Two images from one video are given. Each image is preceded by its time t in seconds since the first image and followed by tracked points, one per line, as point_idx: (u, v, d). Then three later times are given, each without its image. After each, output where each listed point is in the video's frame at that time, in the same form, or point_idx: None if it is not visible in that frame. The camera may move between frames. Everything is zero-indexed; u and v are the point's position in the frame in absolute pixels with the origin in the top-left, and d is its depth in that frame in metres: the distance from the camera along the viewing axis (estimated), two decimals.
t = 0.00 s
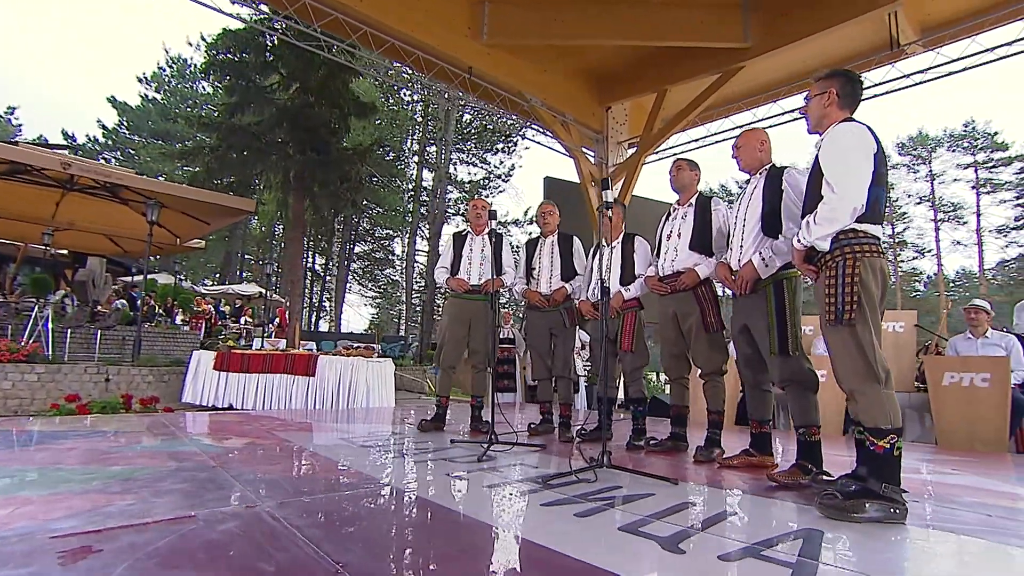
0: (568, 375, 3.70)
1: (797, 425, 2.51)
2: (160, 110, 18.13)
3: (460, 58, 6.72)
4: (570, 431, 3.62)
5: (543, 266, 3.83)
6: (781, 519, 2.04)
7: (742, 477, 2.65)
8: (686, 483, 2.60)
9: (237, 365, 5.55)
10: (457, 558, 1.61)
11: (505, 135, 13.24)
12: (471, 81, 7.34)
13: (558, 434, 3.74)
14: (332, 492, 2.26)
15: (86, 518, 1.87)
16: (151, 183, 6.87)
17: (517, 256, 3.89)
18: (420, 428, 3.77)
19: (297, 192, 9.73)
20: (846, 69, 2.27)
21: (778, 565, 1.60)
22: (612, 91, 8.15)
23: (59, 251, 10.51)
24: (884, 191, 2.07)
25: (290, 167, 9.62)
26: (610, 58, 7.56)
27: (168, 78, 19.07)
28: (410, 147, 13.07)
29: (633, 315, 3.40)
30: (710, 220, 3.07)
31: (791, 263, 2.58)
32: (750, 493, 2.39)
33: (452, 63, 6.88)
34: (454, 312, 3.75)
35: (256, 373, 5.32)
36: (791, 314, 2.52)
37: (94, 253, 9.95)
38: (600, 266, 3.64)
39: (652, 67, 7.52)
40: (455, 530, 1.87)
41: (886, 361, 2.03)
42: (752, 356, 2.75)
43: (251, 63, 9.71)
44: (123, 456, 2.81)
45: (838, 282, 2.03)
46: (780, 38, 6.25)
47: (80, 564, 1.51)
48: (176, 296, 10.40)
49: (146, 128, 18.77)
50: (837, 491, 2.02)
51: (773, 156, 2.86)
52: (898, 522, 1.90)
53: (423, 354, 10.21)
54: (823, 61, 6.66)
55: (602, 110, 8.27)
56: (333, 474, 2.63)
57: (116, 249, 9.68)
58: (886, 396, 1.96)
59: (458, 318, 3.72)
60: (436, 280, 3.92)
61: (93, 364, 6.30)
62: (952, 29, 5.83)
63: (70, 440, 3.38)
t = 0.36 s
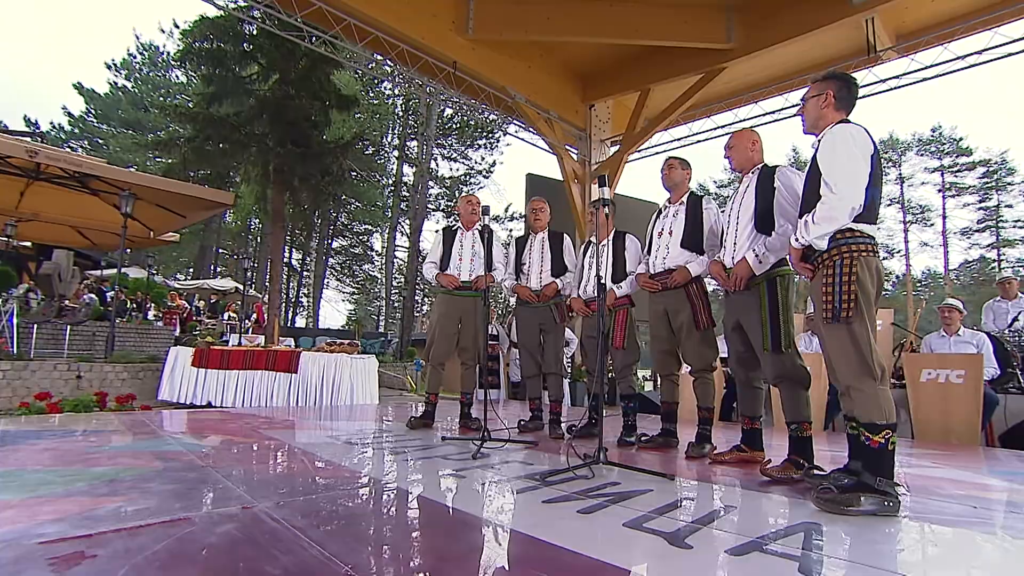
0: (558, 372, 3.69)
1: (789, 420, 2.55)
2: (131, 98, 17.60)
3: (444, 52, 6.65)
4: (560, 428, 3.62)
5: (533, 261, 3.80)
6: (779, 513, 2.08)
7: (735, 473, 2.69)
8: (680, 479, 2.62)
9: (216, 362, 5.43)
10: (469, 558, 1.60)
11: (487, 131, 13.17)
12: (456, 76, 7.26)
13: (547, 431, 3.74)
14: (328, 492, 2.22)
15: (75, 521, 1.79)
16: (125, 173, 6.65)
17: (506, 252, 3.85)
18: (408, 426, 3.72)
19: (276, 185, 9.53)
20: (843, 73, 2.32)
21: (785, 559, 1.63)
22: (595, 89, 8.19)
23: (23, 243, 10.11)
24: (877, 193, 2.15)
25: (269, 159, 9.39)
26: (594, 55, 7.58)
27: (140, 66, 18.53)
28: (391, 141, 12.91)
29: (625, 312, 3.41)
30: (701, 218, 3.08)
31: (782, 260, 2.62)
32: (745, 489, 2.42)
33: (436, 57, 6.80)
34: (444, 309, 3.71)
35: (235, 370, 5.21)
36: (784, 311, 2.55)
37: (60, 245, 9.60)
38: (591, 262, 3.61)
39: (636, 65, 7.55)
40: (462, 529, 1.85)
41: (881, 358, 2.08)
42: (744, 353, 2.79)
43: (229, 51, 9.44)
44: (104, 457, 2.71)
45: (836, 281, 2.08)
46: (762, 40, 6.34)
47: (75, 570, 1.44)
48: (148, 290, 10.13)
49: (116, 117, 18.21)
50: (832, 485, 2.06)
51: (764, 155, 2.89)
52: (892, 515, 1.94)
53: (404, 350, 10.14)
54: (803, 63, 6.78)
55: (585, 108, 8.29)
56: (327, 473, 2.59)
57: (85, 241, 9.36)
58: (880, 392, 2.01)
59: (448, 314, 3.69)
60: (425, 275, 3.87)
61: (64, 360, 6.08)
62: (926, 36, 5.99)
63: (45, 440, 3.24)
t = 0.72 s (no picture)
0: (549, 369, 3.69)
1: (780, 416, 2.60)
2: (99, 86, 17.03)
3: (429, 46, 6.60)
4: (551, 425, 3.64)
5: (523, 258, 3.78)
6: (777, 508, 2.12)
7: (727, 468, 2.74)
8: (674, 474, 2.66)
9: (196, 358, 5.33)
10: (483, 556, 1.60)
11: (468, 127, 13.07)
12: (441, 71, 7.20)
13: (538, 428, 3.74)
14: (327, 491, 2.19)
15: (67, 522, 1.73)
16: (101, 165, 6.47)
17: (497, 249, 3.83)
18: (398, 423, 3.70)
19: (255, 179, 9.32)
20: (837, 76, 2.37)
21: (791, 553, 1.67)
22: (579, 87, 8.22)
23: None
24: (871, 194, 2.20)
25: (247, 151, 9.16)
26: (578, 53, 7.60)
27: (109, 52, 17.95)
28: (370, 136, 12.74)
29: (616, 309, 3.42)
30: (693, 216, 3.11)
31: (773, 259, 2.65)
32: (739, 484, 2.47)
33: (420, 51, 6.75)
34: (435, 305, 3.70)
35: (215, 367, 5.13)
36: (776, 309, 2.59)
37: (27, 238, 9.27)
38: (581, 260, 3.59)
39: (620, 64, 7.59)
40: (471, 528, 1.85)
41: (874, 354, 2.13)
42: (735, 350, 2.82)
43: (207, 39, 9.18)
44: (87, 457, 2.62)
45: (831, 280, 2.13)
46: (746, 41, 6.43)
47: None
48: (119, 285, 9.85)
49: (84, 106, 17.61)
50: (827, 478, 2.11)
51: (756, 156, 2.92)
52: (884, 508, 2.00)
53: (384, 346, 10.05)
54: (784, 66, 6.91)
55: (569, 105, 8.32)
56: (320, 472, 2.55)
57: (52, 233, 9.06)
58: (874, 389, 2.06)
59: (440, 311, 3.68)
60: (415, 272, 3.84)
61: (34, 357, 5.89)
62: (901, 42, 6.15)
63: (22, 441, 3.13)
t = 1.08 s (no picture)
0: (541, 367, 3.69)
1: (772, 413, 2.65)
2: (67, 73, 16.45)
3: (415, 41, 6.55)
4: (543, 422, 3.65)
5: (515, 256, 3.75)
6: (774, 503, 2.18)
7: (721, 463, 2.78)
8: (670, 471, 2.70)
9: (176, 355, 5.23)
10: (496, 554, 1.60)
11: (451, 123, 13.00)
12: (426, 66, 7.15)
13: (529, 425, 3.75)
14: (328, 491, 2.17)
15: (64, 523, 1.67)
16: (74, 155, 6.29)
17: (488, 246, 3.81)
18: (389, 421, 3.67)
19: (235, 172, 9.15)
20: (831, 81, 2.43)
21: (796, 547, 1.72)
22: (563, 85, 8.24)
23: None
24: (864, 197, 2.27)
25: (228, 145, 8.98)
26: (564, 51, 7.62)
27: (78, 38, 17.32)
28: (352, 130, 12.57)
29: (608, 308, 3.43)
30: (686, 216, 3.14)
31: (766, 260, 2.69)
32: (733, 480, 2.51)
33: (407, 45, 6.69)
34: (426, 302, 3.68)
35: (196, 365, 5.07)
36: (768, 308, 2.63)
37: None
38: (573, 258, 3.58)
39: (606, 63, 7.63)
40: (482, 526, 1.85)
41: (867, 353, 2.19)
42: (727, 348, 2.86)
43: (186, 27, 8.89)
44: (72, 458, 2.55)
45: (827, 280, 2.18)
46: (730, 41, 6.51)
47: None
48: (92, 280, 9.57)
49: (51, 94, 17.01)
50: (822, 473, 2.16)
51: (750, 157, 2.97)
52: (878, 501, 2.06)
53: (366, 343, 9.96)
54: (767, 69, 7.03)
55: (554, 103, 8.33)
56: (318, 471, 2.52)
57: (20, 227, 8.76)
58: (868, 386, 2.12)
59: (432, 308, 3.65)
60: (406, 268, 3.81)
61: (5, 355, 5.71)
62: (879, 48, 6.30)
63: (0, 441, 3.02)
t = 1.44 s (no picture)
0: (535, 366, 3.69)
1: (768, 410, 2.70)
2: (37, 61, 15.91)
3: (404, 36, 6.49)
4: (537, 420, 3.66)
5: (510, 254, 3.74)
6: (774, 499, 2.23)
7: (717, 460, 2.83)
8: (668, 467, 2.73)
9: (160, 353, 5.13)
10: (511, 553, 1.61)
11: (436, 119, 12.89)
12: (414, 62, 7.10)
13: (523, 423, 3.76)
14: (332, 491, 2.15)
15: (68, 524, 1.63)
16: (49, 146, 6.10)
17: (483, 245, 3.80)
18: (383, 420, 3.65)
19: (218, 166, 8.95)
20: (827, 85, 2.46)
21: (802, 541, 1.76)
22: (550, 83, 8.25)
23: None
24: (860, 199, 2.32)
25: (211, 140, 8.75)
26: (551, 50, 7.63)
27: (48, 24, 16.75)
28: (335, 126, 12.38)
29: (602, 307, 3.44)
30: (681, 217, 3.18)
31: (761, 261, 2.73)
32: (730, 476, 2.56)
33: (394, 40, 6.63)
34: (420, 300, 3.66)
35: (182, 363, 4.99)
36: (764, 307, 2.67)
37: None
38: (567, 257, 3.59)
39: (594, 62, 7.66)
40: (495, 526, 1.87)
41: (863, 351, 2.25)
42: (723, 347, 2.89)
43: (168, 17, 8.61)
44: (62, 459, 2.48)
45: (824, 280, 2.23)
46: (716, 43, 6.59)
47: None
48: (66, 275, 9.32)
49: (19, 82, 16.43)
50: (820, 469, 2.22)
51: (745, 159, 3.02)
52: (873, 496, 2.13)
53: (350, 341, 9.86)
54: (753, 72, 7.12)
55: (541, 101, 8.34)
56: (318, 471, 2.50)
57: None
58: (864, 383, 2.18)
59: (426, 306, 3.63)
60: (399, 266, 3.77)
61: None
62: (861, 53, 6.41)
63: None
